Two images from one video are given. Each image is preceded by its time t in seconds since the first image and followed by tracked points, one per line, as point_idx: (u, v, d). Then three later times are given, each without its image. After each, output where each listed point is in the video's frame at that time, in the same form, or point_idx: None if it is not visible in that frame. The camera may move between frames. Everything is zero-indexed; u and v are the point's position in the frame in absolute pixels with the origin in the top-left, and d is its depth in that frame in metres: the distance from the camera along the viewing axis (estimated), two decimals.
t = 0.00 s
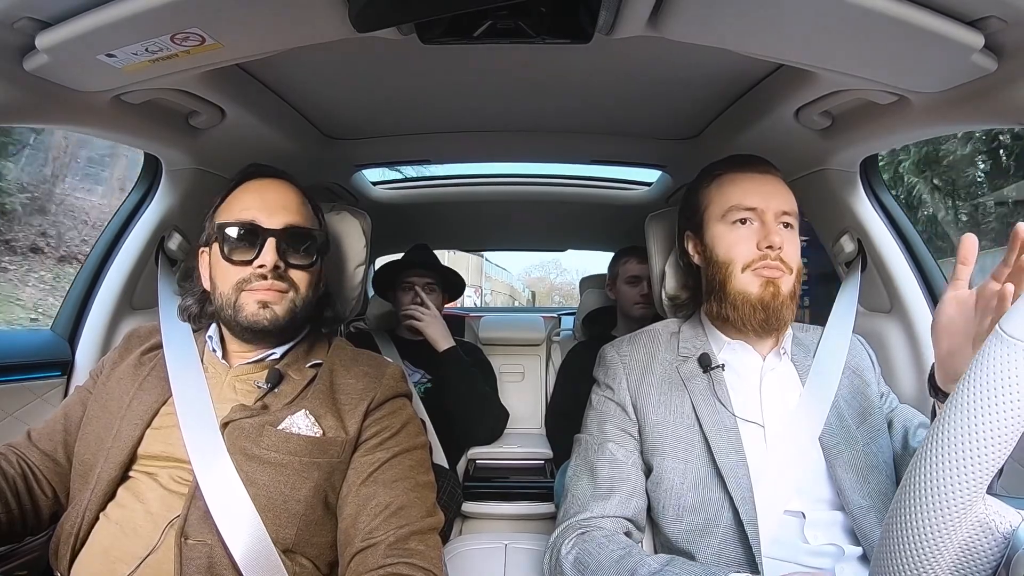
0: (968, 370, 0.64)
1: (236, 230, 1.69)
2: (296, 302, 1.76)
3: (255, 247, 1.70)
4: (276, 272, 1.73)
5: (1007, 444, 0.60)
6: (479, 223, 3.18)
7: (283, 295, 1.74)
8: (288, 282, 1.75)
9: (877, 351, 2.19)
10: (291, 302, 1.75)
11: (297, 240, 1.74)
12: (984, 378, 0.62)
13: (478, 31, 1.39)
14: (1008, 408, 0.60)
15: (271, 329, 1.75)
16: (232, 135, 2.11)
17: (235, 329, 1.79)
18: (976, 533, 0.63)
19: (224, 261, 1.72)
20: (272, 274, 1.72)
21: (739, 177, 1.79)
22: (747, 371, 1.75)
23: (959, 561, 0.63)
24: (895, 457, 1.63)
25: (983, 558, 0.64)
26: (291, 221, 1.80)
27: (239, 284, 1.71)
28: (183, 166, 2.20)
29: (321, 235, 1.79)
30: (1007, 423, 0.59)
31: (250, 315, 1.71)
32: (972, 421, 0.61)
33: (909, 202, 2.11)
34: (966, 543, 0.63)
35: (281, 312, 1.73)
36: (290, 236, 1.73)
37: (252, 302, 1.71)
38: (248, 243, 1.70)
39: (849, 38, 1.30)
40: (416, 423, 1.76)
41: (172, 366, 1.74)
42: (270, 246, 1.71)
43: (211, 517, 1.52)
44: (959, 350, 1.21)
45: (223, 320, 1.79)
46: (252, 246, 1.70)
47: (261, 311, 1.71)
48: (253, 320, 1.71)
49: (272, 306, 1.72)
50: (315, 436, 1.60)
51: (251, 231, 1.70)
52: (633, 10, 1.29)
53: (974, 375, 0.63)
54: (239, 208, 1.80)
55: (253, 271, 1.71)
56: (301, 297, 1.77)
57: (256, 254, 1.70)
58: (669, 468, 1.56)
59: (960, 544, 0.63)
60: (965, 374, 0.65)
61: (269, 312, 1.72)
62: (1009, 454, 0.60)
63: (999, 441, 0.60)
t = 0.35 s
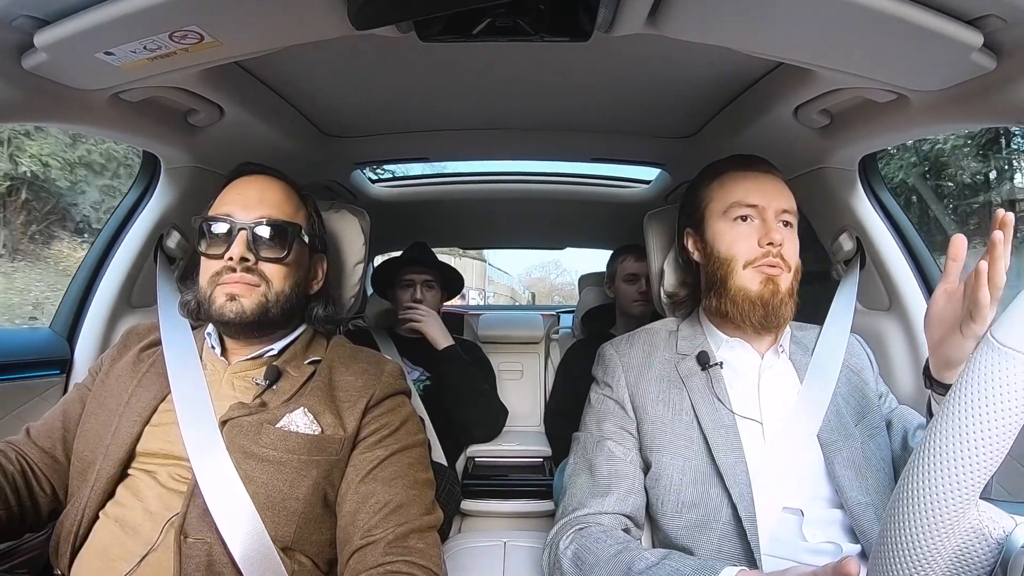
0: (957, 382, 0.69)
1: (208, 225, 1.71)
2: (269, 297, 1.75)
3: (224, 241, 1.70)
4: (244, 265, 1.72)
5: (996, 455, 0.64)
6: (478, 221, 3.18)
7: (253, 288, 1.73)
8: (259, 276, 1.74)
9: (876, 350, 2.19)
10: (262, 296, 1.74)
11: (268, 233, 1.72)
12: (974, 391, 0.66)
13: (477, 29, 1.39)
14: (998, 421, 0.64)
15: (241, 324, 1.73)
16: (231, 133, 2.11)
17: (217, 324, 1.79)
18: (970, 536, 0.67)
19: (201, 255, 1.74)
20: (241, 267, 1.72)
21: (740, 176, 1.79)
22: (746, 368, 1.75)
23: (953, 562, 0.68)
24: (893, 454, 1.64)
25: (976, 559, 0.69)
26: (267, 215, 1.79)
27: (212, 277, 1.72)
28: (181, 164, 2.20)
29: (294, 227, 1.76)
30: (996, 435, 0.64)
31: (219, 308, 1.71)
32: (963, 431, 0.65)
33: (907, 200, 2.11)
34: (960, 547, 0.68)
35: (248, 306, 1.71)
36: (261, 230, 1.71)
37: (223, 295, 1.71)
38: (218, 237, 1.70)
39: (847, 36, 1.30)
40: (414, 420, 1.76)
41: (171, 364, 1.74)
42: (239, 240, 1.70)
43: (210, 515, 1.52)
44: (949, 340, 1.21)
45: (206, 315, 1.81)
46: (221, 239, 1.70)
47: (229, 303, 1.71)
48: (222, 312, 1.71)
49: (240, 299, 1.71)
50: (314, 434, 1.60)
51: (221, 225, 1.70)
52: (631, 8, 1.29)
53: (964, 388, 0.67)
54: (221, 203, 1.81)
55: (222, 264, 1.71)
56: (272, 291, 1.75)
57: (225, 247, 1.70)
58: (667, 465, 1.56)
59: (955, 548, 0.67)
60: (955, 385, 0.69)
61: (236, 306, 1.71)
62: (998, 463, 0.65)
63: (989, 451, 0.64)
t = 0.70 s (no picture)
0: (951, 394, 0.69)
1: (203, 227, 1.71)
2: (264, 298, 1.75)
3: (216, 243, 1.70)
4: (238, 267, 1.72)
5: (990, 464, 0.65)
6: (477, 222, 3.18)
7: (247, 290, 1.73)
8: (253, 278, 1.74)
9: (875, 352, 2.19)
10: (256, 298, 1.73)
11: (263, 234, 1.72)
12: (968, 401, 0.66)
13: (477, 30, 1.38)
14: (991, 431, 0.64)
15: (236, 326, 1.73)
16: (231, 134, 2.11)
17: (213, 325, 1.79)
18: (966, 545, 0.67)
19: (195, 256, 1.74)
20: (234, 269, 1.72)
21: (740, 177, 1.79)
22: (746, 370, 1.75)
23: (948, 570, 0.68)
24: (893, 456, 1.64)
25: (971, 568, 0.69)
26: (258, 216, 1.79)
27: (207, 279, 1.72)
28: (181, 164, 2.20)
29: (289, 228, 1.76)
30: (989, 445, 0.64)
31: (213, 310, 1.71)
32: (958, 441, 0.66)
33: (907, 202, 2.11)
34: (955, 556, 0.68)
35: (241, 307, 1.71)
36: (256, 231, 1.71)
37: (217, 297, 1.71)
38: (211, 239, 1.70)
39: (848, 38, 1.30)
40: (413, 421, 1.76)
41: (171, 364, 1.74)
42: (233, 242, 1.70)
43: (209, 515, 1.52)
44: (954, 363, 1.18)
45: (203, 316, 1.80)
46: (215, 240, 1.70)
47: (223, 305, 1.70)
48: (216, 314, 1.71)
49: (234, 300, 1.71)
50: (313, 435, 1.60)
51: (214, 228, 1.70)
52: (632, 9, 1.29)
53: (959, 398, 0.67)
54: (215, 205, 1.81)
55: (216, 266, 1.71)
56: (267, 293, 1.75)
57: (218, 249, 1.70)
58: (666, 467, 1.56)
59: (949, 557, 0.68)
60: (950, 394, 0.69)
61: (230, 307, 1.71)
62: (993, 473, 0.65)
63: (983, 461, 0.64)
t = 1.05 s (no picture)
0: (954, 391, 0.70)
1: (211, 226, 1.70)
2: (270, 299, 1.75)
3: (228, 241, 1.70)
4: (248, 266, 1.72)
5: (994, 461, 0.65)
6: (478, 223, 3.18)
7: (257, 290, 1.73)
8: (261, 277, 1.74)
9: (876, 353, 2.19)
10: (264, 297, 1.74)
11: (271, 233, 1.72)
12: (972, 398, 0.66)
13: (477, 31, 1.38)
14: (995, 427, 0.64)
15: (244, 325, 1.73)
16: (232, 134, 2.11)
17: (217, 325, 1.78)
18: (970, 543, 0.67)
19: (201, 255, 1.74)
20: (243, 268, 1.72)
21: (744, 179, 1.79)
22: (749, 370, 1.75)
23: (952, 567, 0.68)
24: (896, 457, 1.64)
25: (975, 565, 0.69)
26: (267, 216, 1.79)
27: (215, 278, 1.72)
28: (182, 164, 2.20)
29: (297, 229, 1.76)
30: (992, 442, 0.64)
31: (222, 309, 1.71)
32: (962, 438, 0.66)
33: (908, 204, 2.12)
34: (959, 553, 0.68)
35: (250, 307, 1.71)
36: (263, 231, 1.71)
37: (224, 297, 1.71)
38: (222, 237, 1.70)
39: (848, 39, 1.30)
40: (415, 422, 1.76)
41: (172, 363, 1.75)
42: (242, 241, 1.70)
43: (211, 515, 1.52)
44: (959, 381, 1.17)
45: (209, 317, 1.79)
46: (223, 240, 1.70)
47: (231, 304, 1.70)
48: (224, 314, 1.71)
49: (242, 300, 1.71)
50: (315, 435, 1.60)
51: (224, 226, 1.69)
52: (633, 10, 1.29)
53: (963, 395, 0.67)
54: (222, 203, 1.81)
55: (225, 265, 1.71)
56: (275, 293, 1.75)
57: (228, 248, 1.70)
58: (668, 467, 1.57)
59: (953, 555, 0.67)
60: (954, 392, 0.70)
61: (238, 306, 1.71)
62: (997, 470, 0.65)
63: (987, 457, 0.65)
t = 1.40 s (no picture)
0: (953, 390, 0.70)
1: (212, 226, 1.71)
2: (271, 299, 1.75)
3: (229, 241, 1.70)
4: (250, 265, 1.72)
5: (992, 460, 0.65)
6: (477, 223, 3.18)
7: (258, 289, 1.73)
8: (263, 277, 1.74)
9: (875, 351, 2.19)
10: (266, 296, 1.74)
11: (272, 233, 1.72)
12: (971, 398, 0.66)
13: (476, 31, 1.38)
14: (993, 427, 0.64)
15: (246, 323, 1.73)
16: (230, 135, 2.11)
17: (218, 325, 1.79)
18: (969, 542, 0.67)
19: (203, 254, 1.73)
20: (246, 267, 1.72)
21: (743, 177, 1.79)
22: (749, 368, 1.75)
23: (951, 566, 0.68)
24: (895, 455, 1.64)
25: (974, 563, 0.69)
26: (268, 215, 1.79)
27: (217, 277, 1.72)
28: (181, 166, 2.20)
29: (298, 229, 1.76)
30: (990, 441, 0.64)
31: (224, 308, 1.71)
32: (961, 438, 0.66)
33: (906, 202, 2.12)
34: (958, 552, 0.68)
35: (253, 306, 1.72)
36: (265, 231, 1.71)
37: (226, 296, 1.71)
38: (223, 237, 1.70)
39: (846, 38, 1.30)
40: (415, 422, 1.76)
41: (171, 364, 1.75)
42: (244, 240, 1.70)
43: (210, 516, 1.52)
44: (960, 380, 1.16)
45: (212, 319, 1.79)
46: (224, 239, 1.70)
47: (234, 303, 1.71)
48: (227, 312, 1.71)
49: (245, 299, 1.71)
50: (314, 435, 1.60)
51: (224, 225, 1.69)
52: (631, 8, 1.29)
53: (962, 395, 0.67)
54: (224, 204, 1.81)
55: (228, 264, 1.71)
56: (276, 293, 1.75)
57: (230, 247, 1.70)
58: (668, 465, 1.57)
59: (952, 554, 0.68)
60: (953, 391, 0.70)
61: (241, 305, 1.71)
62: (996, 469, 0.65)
63: (986, 456, 0.65)
